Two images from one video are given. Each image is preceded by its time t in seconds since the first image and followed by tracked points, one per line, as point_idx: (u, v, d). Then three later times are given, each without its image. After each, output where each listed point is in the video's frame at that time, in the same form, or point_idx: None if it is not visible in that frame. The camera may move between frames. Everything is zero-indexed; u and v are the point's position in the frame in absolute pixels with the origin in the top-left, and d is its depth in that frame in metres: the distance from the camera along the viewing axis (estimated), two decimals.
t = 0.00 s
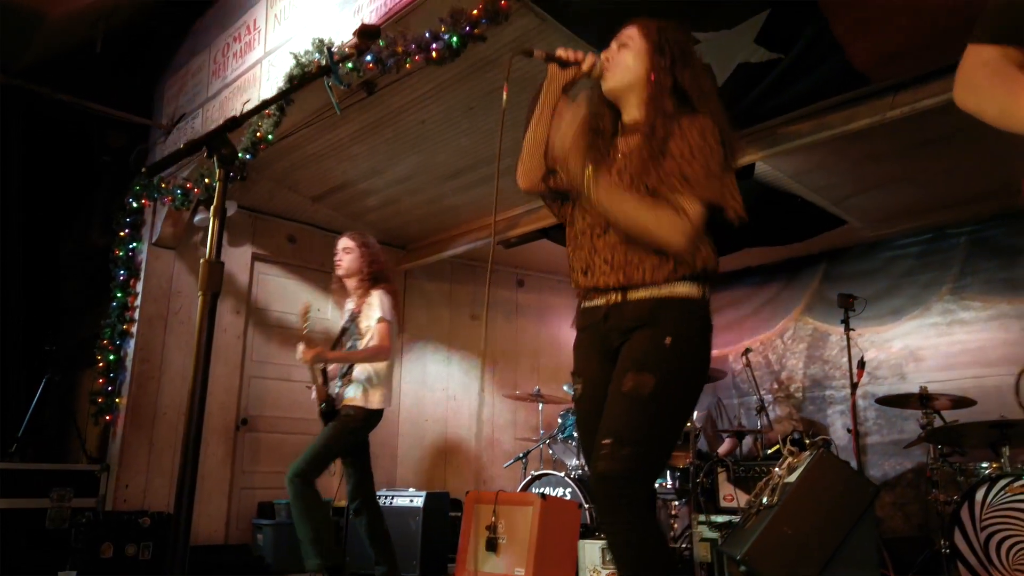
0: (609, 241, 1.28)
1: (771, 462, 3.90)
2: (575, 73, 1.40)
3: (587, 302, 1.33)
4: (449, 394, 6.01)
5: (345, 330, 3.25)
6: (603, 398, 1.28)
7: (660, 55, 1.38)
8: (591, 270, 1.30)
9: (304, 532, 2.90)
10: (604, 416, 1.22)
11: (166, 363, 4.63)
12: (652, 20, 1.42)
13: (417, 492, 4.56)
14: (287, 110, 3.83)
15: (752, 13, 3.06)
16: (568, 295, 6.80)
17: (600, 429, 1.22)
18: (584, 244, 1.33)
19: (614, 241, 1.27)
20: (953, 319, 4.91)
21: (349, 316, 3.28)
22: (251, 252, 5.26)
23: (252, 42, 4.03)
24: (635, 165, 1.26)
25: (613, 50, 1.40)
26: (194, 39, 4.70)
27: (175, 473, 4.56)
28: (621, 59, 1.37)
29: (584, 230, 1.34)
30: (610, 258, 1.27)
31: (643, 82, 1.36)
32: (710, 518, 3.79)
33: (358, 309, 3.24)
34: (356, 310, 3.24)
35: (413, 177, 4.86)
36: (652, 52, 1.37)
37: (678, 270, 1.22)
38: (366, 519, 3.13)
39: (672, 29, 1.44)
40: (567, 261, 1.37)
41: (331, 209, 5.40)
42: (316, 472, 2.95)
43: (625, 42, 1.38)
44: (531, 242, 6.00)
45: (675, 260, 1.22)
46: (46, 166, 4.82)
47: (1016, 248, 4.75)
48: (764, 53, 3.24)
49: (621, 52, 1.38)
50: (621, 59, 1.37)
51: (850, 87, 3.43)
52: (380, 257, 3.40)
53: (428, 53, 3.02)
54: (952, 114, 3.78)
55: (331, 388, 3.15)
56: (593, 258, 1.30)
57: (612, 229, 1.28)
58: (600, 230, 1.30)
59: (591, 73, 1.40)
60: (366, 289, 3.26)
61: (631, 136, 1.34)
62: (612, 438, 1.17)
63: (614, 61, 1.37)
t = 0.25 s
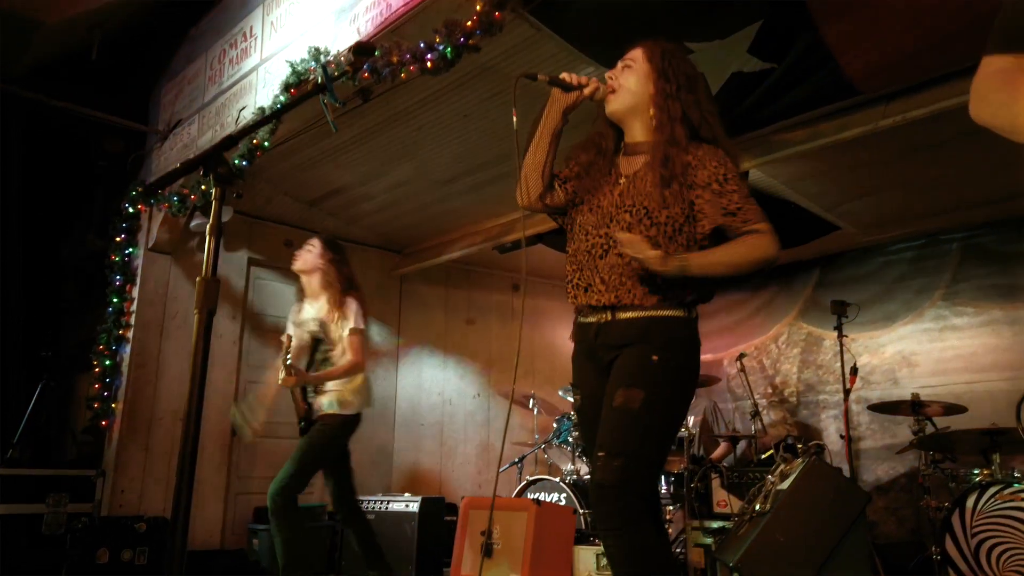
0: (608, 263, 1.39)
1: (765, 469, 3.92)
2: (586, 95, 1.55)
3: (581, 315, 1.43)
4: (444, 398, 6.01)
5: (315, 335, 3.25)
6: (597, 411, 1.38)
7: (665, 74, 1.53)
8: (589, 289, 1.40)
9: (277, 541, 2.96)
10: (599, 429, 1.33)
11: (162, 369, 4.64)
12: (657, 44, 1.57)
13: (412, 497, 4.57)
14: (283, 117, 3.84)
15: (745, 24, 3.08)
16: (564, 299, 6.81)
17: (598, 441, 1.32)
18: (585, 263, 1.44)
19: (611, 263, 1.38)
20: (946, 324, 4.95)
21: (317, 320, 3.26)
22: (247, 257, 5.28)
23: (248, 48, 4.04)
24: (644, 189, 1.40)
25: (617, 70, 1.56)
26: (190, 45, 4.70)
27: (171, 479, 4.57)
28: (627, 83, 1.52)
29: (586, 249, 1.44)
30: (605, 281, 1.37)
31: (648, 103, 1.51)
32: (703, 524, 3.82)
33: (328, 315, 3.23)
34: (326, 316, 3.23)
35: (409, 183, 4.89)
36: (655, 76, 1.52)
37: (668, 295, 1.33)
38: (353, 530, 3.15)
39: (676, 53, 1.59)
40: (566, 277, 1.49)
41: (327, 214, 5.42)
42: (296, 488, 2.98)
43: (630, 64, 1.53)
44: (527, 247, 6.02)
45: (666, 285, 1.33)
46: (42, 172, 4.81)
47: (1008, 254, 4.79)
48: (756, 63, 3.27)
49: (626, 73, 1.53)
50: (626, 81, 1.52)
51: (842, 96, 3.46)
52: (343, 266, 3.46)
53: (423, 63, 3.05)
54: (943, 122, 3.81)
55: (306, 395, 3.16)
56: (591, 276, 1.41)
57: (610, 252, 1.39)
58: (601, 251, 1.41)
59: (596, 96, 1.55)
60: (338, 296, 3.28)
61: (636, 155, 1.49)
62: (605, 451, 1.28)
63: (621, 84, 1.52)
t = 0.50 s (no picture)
0: (609, 281, 1.42)
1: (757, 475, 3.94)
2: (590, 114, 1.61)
3: (580, 328, 1.47)
4: (439, 402, 6.02)
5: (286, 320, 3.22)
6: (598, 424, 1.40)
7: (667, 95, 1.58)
8: (590, 305, 1.44)
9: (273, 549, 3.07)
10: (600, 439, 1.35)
11: (157, 374, 4.63)
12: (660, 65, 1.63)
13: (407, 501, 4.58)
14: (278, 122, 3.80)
15: (736, 33, 3.10)
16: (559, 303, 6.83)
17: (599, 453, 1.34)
18: (586, 279, 1.47)
19: (613, 281, 1.41)
20: (938, 329, 4.97)
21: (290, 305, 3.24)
22: (243, 261, 5.28)
23: (244, 54, 4.06)
24: (647, 209, 1.44)
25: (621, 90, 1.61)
26: (186, 50, 4.71)
27: (166, 483, 4.57)
28: (631, 102, 1.57)
29: (587, 266, 1.48)
30: (606, 298, 1.41)
31: (649, 123, 1.56)
32: (696, 529, 3.83)
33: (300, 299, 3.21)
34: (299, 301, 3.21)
35: (405, 188, 4.90)
36: (655, 96, 1.57)
37: (668, 312, 1.36)
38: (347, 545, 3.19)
39: (678, 74, 1.64)
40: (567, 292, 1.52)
41: (322, 219, 5.42)
42: (282, 499, 3.02)
43: (632, 85, 1.58)
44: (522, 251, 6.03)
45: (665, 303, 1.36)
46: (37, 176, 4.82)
47: (1000, 260, 4.82)
48: (749, 71, 3.28)
49: (630, 93, 1.59)
50: (630, 101, 1.57)
51: (834, 104, 3.48)
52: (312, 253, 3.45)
53: (417, 72, 3.06)
54: (935, 130, 3.84)
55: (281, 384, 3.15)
56: (591, 293, 1.44)
57: (612, 269, 1.43)
58: (602, 269, 1.45)
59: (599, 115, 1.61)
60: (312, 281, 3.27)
61: (638, 173, 1.53)
62: (607, 461, 1.29)
63: (625, 103, 1.58)
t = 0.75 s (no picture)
0: (613, 292, 1.42)
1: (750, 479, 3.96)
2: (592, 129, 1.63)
3: (580, 339, 1.47)
4: (434, 405, 6.04)
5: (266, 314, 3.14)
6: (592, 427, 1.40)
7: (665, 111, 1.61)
8: (593, 316, 1.44)
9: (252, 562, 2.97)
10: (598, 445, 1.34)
11: (151, 377, 4.65)
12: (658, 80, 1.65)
13: (400, 504, 4.59)
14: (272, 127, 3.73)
15: (729, 40, 3.11)
16: (553, 305, 6.84)
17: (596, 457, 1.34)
18: (588, 290, 1.47)
19: (618, 293, 1.41)
20: (930, 333, 5.00)
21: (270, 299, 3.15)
22: (237, 264, 5.28)
23: (238, 59, 4.06)
24: (651, 222, 1.45)
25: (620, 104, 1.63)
26: (180, 53, 4.71)
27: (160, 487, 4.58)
28: (630, 117, 1.59)
29: (590, 278, 1.48)
30: (611, 308, 1.41)
31: (650, 138, 1.60)
32: (689, 533, 3.86)
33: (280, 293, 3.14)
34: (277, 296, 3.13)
35: (400, 192, 4.91)
36: (656, 114, 1.60)
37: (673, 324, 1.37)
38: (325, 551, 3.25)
39: (672, 91, 1.67)
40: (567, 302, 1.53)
41: (317, 222, 5.42)
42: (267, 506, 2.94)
43: (632, 101, 1.60)
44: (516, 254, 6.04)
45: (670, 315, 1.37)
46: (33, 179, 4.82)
47: (991, 264, 4.84)
48: (741, 79, 3.31)
49: (629, 108, 1.61)
50: (629, 116, 1.60)
51: (826, 110, 3.50)
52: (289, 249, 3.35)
53: (411, 80, 3.08)
54: (926, 137, 3.86)
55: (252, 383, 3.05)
56: (595, 304, 1.44)
57: (617, 280, 1.43)
58: (606, 280, 1.44)
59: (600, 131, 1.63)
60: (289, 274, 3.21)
61: (638, 187, 1.56)
62: (607, 467, 1.29)
63: (625, 118, 1.60)
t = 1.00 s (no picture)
0: (626, 300, 1.38)
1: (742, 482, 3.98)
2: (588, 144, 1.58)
3: (586, 353, 1.40)
4: (429, 408, 6.05)
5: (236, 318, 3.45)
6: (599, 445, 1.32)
7: (658, 132, 1.61)
8: (603, 325, 1.39)
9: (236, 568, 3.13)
10: (604, 456, 1.27)
11: (146, 380, 4.65)
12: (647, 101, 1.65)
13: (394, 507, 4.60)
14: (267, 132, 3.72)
15: (722, 46, 3.12)
16: (548, 308, 6.86)
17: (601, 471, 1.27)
18: (594, 302, 1.43)
19: (632, 300, 1.37)
20: (923, 336, 5.03)
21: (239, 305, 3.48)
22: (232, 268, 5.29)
23: (233, 63, 4.07)
24: (655, 233, 1.44)
25: (612, 123, 1.61)
26: (175, 57, 4.71)
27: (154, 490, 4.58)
28: (626, 136, 1.57)
29: (597, 289, 1.43)
30: (625, 316, 1.36)
31: (644, 157, 1.59)
32: (682, 536, 3.87)
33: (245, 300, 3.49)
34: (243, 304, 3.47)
35: (395, 196, 4.92)
36: (650, 134, 1.59)
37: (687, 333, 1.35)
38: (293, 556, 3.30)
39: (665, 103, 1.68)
40: (568, 316, 1.47)
41: (312, 225, 5.43)
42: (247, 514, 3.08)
43: (629, 120, 1.58)
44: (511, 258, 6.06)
45: (681, 320, 1.35)
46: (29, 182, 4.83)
47: (982, 268, 4.87)
48: (734, 84, 3.31)
49: (623, 127, 1.59)
50: (625, 134, 1.57)
51: (820, 115, 3.51)
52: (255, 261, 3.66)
53: (405, 85, 3.08)
54: (919, 142, 3.88)
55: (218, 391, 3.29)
56: (606, 312, 1.39)
57: (630, 289, 1.39)
58: (617, 289, 1.41)
59: (596, 148, 1.59)
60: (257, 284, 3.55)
61: (634, 205, 1.54)
62: (618, 477, 1.22)
63: (621, 136, 1.57)
